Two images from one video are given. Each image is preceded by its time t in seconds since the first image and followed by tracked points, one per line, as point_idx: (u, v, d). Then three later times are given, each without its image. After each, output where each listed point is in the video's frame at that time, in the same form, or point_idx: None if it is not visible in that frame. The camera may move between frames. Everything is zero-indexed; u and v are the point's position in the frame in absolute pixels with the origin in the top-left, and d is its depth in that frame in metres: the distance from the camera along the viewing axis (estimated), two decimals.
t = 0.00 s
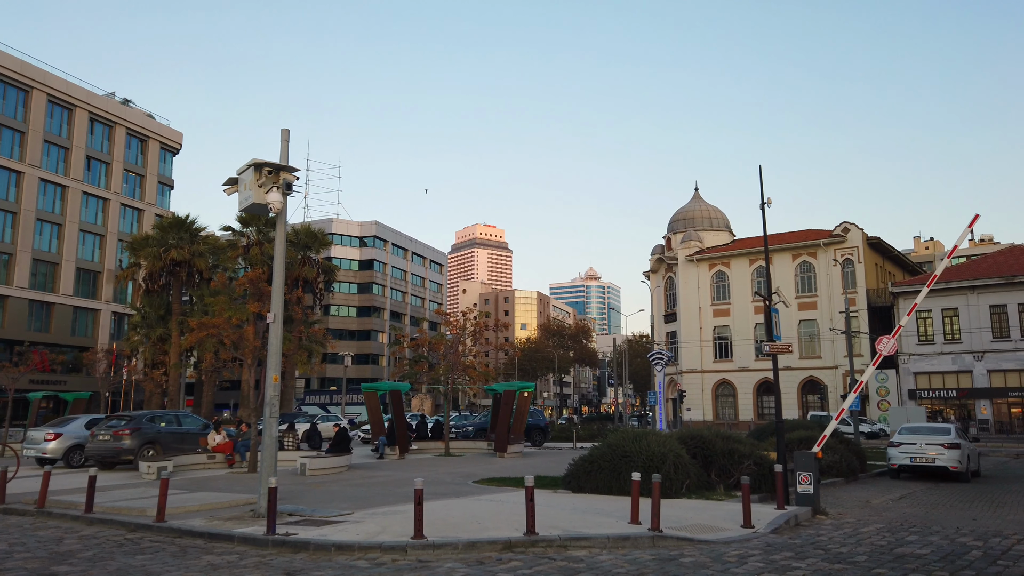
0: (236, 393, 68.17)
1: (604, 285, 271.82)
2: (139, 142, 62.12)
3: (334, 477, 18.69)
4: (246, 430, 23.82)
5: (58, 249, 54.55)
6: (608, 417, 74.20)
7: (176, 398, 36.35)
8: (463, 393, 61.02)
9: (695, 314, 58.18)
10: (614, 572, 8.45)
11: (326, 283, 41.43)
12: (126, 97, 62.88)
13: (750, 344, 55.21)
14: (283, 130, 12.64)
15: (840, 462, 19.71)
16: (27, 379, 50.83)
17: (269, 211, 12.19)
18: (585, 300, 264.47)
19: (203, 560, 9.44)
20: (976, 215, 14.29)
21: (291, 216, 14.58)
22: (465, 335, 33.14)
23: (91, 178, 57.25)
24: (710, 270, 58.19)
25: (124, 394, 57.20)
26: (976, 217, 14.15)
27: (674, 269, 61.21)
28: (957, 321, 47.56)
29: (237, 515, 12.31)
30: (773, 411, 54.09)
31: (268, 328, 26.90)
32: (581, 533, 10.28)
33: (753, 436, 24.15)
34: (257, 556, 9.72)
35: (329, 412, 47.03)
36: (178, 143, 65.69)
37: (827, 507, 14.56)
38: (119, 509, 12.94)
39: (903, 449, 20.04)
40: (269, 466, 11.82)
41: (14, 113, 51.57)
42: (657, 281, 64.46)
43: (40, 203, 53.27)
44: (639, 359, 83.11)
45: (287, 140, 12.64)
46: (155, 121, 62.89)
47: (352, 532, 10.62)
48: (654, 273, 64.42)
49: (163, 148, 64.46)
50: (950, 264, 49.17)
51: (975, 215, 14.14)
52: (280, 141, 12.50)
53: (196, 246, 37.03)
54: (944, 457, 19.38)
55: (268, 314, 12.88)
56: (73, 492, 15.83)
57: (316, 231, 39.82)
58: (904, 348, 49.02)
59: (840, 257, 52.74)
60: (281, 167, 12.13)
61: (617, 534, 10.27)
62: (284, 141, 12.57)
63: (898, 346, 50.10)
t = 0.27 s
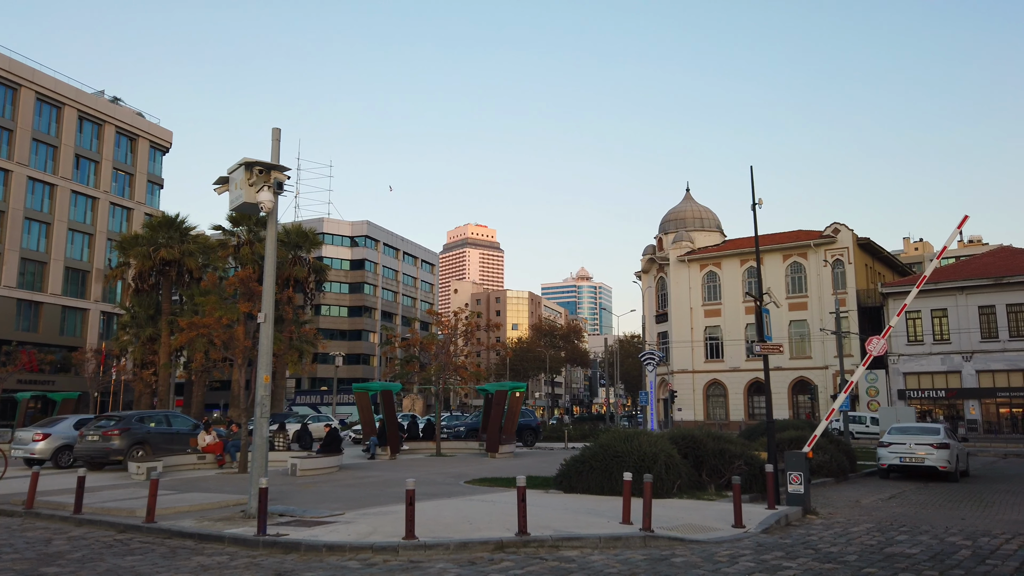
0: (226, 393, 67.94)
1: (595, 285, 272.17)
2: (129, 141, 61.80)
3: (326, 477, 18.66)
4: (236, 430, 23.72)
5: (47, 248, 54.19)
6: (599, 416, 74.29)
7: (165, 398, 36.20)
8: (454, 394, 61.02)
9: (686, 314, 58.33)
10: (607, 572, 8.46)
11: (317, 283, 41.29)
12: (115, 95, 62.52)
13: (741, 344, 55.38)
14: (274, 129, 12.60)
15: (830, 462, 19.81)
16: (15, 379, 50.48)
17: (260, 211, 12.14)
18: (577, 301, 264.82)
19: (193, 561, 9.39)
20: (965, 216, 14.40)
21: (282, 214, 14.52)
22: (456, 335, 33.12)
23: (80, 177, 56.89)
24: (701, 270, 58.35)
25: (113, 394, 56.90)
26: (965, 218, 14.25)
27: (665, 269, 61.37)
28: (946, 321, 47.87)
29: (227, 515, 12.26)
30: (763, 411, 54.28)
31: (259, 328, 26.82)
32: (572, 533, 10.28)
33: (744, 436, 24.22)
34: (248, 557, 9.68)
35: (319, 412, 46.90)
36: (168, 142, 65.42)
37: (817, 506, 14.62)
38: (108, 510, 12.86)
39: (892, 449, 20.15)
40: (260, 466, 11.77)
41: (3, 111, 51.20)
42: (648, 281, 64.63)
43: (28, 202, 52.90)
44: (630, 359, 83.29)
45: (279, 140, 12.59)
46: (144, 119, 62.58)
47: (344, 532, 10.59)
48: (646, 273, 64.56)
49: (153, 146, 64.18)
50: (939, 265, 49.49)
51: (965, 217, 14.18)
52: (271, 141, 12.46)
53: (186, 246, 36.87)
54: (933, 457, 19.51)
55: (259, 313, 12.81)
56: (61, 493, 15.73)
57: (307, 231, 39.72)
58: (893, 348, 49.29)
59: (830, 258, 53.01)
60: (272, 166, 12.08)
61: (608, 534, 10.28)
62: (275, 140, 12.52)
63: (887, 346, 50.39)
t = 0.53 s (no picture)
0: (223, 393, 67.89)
1: (592, 286, 272.36)
2: (125, 140, 61.66)
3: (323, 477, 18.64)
4: (233, 430, 23.67)
5: (43, 248, 54.04)
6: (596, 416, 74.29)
7: (162, 398, 36.13)
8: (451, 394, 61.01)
9: (683, 314, 58.38)
10: (604, 572, 8.46)
11: (314, 283, 41.25)
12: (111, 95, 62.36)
13: (738, 344, 55.45)
14: (272, 128, 12.57)
15: (827, 462, 19.84)
16: (10, 378, 50.36)
17: (258, 210, 12.11)
18: (573, 301, 264.93)
19: (190, 562, 9.36)
20: (963, 217, 14.43)
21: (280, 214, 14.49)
22: (454, 335, 33.09)
23: (76, 176, 56.75)
24: (698, 270, 58.41)
25: (109, 393, 56.79)
26: (962, 219, 14.29)
27: (662, 269, 61.43)
28: (942, 322, 47.99)
29: (224, 515, 12.23)
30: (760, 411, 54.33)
31: (256, 328, 26.75)
32: (571, 533, 10.27)
33: (742, 436, 24.25)
34: (245, 557, 9.66)
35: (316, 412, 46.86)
36: (164, 142, 65.31)
37: (814, 506, 14.63)
38: (105, 510, 12.82)
39: (889, 449, 20.18)
40: (258, 467, 11.75)
41: None
42: (645, 281, 64.70)
43: (24, 201, 52.75)
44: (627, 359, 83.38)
45: (277, 139, 12.56)
46: (141, 118, 62.44)
47: (342, 532, 10.58)
48: (643, 273, 64.62)
49: (150, 145, 64.05)
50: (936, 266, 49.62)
51: (962, 218, 14.33)
52: (269, 140, 12.43)
53: (183, 245, 36.81)
54: (930, 458, 19.54)
55: (257, 313, 12.78)
56: (57, 493, 15.69)
57: (304, 231, 39.67)
58: (890, 349, 49.38)
59: (826, 259, 53.08)
60: (270, 165, 12.06)
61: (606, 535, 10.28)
62: (273, 140, 12.49)
63: (883, 347, 50.49)
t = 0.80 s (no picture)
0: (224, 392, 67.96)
1: (593, 285, 272.36)
2: (127, 140, 61.73)
3: (324, 476, 18.69)
4: (235, 429, 23.70)
5: (45, 247, 54.13)
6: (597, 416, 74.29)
7: (163, 398, 36.19)
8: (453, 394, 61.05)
9: (683, 314, 58.41)
10: (606, 572, 8.47)
11: (314, 283, 41.29)
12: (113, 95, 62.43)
13: (738, 344, 55.48)
14: (274, 128, 12.61)
15: (828, 462, 19.86)
16: (12, 378, 50.41)
17: (260, 211, 12.16)
18: (574, 301, 264.97)
19: (193, 560, 9.40)
20: (963, 218, 14.45)
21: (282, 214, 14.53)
22: (455, 335, 33.13)
23: (78, 176, 56.83)
24: (698, 270, 58.43)
25: (111, 393, 56.86)
26: (962, 219, 14.30)
27: (662, 269, 61.45)
28: (942, 322, 47.99)
29: (227, 515, 12.27)
30: (760, 411, 54.35)
31: (257, 328, 26.81)
32: (572, 533, 10.30)
33: (742, 436, 24.28)
34: (248, 556, 9.70)
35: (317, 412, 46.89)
36: (166, 142, 65.39)
37: (814, 506, 14.66)
38: (107, 509, 12.86)
39: (889, 449, 20.21)
40: (260, 466, 11.79)
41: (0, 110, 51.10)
42: (646, 281, 64.74)
43: (26, 201, 52.83)
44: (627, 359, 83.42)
45: (279, 139, 12.60)
46: (142, 118, 62.51)
47: (343, 531, 10.62)
48: (643, 273, 64.65)
49: (151, 146, 64.13)
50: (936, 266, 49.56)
51: (962, 219, 14.39)
52: (271, 141, 12.47)
53: (185, 245, 36.88)
54: (930, 458, 19.56)
55: (259, 313, 12.81)
56: (60, 491, 15.74)
57: (305, 231, 39.73)
58: (890, 349, 49.39)
59: (827, 259, 53.10)
60: (272, 166, 12.09)
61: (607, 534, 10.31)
62: (274, 140, 12.53)
63: (884, 347, 50.49)
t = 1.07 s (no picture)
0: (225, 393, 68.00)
1: (594, 285, 272.28)
2: (128, 141, 61.77)
3: (326, 476, 18.71)
4: (237, 429, 23.72)
5: (46, 248, 54.20)
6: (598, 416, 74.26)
7: (165, 398, 36.21)
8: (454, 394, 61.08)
9: (684, 314, 58.39)
10: (609, 572, 8.47)
11: (316, 283, 41.30)
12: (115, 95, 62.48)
13: (740, 344, 55.47)
14: (276, 129, 12.61)
15: (829, 461, 19.87)
16: (14, 378, 50.45)
17: (262, 211, 12.16)
18: (575, 301, 264.95)
19: (196, 560, 9.41)
20: (964, 218, 14.44)
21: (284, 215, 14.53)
22: (456, 335, 33.14)
23: (80, 176, 56.87)
24: (699, 270, 58.42)
25: (112, 393, 56.90)
26: (964, 220, 14.29)
27: (663, 269, 61.43)
28: (943, 322, 47.98)
29: (229, 515, 12.28)
30: (761, 411, 54.34)
31: (259, 328, 26.83)
32: (574, 533, 10.30)
33: (744, 436, 24.29)
34: (251, 555, 9.71)
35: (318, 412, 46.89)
36: (167, 142, 65.44)
37: (816, 506, 14.66)
38: (110, 509, 12.88)
39: (891, 449, 20.21)
40: (262, 466, 11.80)
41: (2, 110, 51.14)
42: (647, 281, 64.73)
43: (28, 201, 52.88)
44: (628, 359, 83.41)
45: (281, 140, 12.61)
46: (144, 119, 62.56)
47: (346, 531, 10.63)
48: (644, 273, 64.63)
49: (153, 146, 64.19)
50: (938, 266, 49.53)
51: (964, 219, 14.38)
52: (273, 141, 12.47)
53: (186, 245, 36.88)
54: (931, 458, 19.57)
55: (261, 313, 12.81)
56: (62, 491, 15.76)
57: (306, 230, 39.74)
58: (891, 349, 49.38)
59: (828, 259, 53.07)
60: (274, 166, 12.10)
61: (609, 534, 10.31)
62: (276, 141, 12.53)
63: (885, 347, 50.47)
